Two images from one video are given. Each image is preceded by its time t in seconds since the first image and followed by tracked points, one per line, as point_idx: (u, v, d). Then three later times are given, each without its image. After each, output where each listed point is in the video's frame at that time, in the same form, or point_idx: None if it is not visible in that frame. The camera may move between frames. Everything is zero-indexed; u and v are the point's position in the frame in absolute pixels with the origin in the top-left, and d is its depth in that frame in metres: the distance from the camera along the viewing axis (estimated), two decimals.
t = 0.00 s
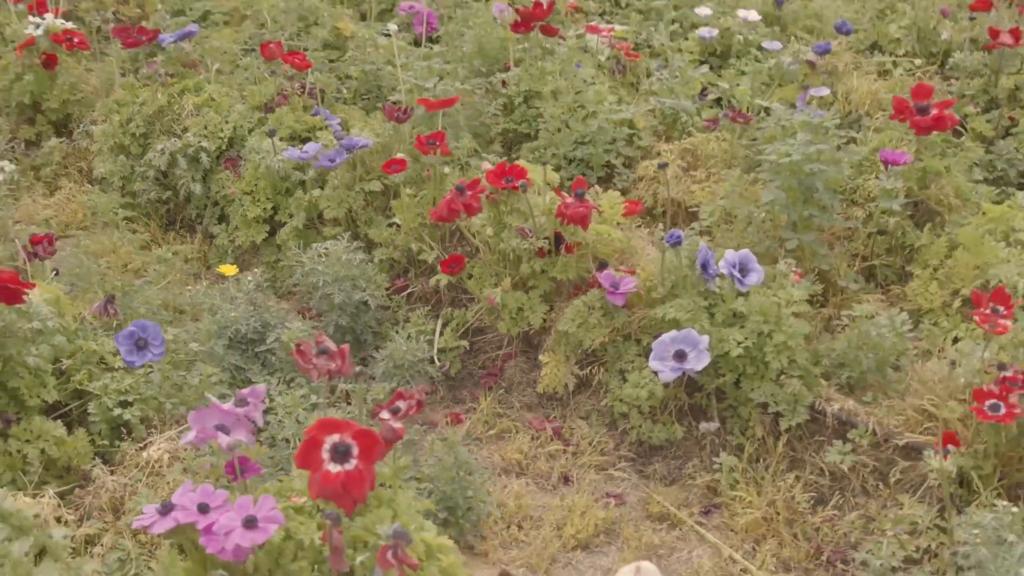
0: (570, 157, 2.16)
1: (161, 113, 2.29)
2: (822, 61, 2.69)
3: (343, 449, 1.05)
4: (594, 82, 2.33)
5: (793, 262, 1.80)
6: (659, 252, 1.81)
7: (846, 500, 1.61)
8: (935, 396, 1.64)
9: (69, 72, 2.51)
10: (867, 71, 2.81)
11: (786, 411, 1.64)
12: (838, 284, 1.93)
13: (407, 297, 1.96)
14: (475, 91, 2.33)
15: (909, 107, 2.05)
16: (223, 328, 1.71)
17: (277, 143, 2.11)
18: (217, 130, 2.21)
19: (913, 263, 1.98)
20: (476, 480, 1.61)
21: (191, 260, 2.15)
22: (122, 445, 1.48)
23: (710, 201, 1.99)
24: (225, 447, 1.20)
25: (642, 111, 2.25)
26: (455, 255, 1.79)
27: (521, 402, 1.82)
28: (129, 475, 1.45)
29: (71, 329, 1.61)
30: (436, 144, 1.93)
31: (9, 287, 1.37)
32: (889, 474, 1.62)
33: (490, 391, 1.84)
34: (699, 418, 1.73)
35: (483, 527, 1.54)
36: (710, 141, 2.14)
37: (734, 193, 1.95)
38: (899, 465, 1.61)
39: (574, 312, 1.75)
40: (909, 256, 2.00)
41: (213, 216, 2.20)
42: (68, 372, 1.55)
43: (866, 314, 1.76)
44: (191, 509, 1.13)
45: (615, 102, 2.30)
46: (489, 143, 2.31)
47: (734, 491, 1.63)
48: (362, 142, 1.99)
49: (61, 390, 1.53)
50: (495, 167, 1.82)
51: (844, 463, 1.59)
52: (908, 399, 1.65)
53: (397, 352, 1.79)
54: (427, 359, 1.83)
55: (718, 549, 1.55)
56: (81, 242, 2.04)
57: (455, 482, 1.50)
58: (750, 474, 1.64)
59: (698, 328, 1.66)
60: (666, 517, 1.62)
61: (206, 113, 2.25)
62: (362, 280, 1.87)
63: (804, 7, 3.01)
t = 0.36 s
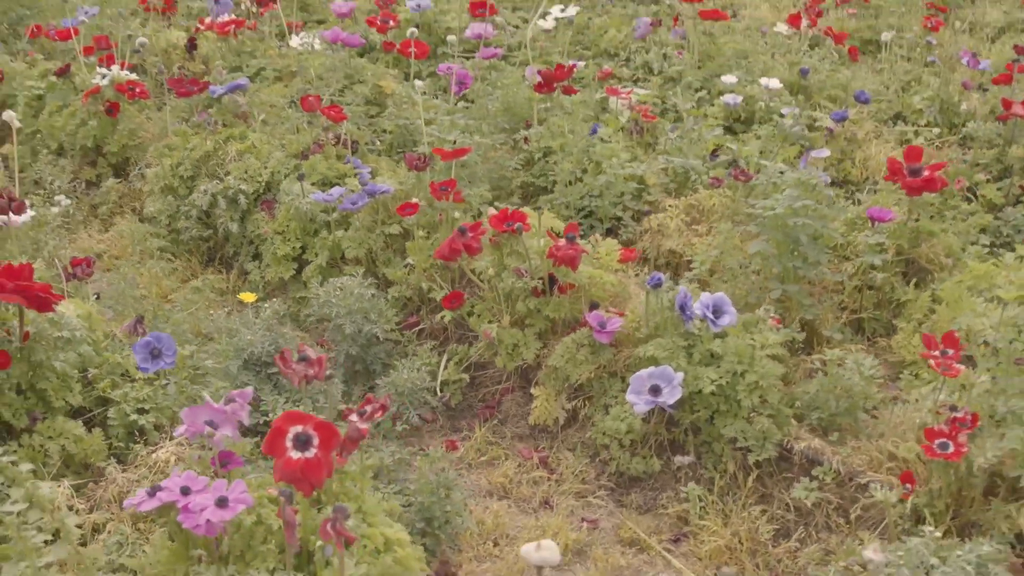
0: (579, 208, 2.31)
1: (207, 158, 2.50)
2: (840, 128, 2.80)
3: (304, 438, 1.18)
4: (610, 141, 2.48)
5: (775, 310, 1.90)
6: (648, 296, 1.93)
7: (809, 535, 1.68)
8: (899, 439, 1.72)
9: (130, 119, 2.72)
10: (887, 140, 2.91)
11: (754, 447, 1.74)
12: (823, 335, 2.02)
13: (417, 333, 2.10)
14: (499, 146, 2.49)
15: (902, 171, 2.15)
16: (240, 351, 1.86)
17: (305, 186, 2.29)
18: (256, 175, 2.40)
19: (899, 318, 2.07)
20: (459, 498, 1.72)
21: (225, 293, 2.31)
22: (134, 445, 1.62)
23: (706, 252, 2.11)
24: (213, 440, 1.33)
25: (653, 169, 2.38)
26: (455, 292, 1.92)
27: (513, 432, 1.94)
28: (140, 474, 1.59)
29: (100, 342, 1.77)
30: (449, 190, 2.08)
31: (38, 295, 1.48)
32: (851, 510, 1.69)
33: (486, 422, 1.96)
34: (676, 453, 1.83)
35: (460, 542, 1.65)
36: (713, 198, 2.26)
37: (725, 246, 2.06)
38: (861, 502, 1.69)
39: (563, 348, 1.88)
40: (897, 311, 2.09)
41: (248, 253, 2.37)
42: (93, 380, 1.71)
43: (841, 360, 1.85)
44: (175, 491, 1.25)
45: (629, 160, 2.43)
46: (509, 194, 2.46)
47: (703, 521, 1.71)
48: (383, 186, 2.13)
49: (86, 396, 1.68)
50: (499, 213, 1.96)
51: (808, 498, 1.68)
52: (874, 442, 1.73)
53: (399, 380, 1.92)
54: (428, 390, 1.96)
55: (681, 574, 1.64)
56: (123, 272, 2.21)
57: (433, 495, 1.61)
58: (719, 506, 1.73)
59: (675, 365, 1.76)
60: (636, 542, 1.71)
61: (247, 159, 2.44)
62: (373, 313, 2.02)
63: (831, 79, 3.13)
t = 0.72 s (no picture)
0: (586, 288, 2.44)
1: (242, 236, 2.68)
2: (847, 218, 2.91)
3: (286, 479, 1.31)
4: (619, 226, 2.61)
5: (758, 385, 2.01)
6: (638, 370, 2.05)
7: None
8: (868, 509, 1.80)
9: (175, 199, 2.93)
10: (896, 230, 3.01)
11: (729, 514, 1.83)
12: (810, 412, 2.12)
13: (425, 402, 2.23)
14: (514, 229, 2.64)
15: (891, 257, 2.26)
16: (255, 411, 2.01)
17: (329, 263, 2.45)
18: (286, 251, 2.57)
19: (885, 397, 2.16)
20: (448, 553, 1.83)
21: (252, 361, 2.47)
22: (148, 493, 1.76)
23: (699, 330, 2.22)
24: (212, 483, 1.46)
25: (658, 252, 2.51)
26: (457, 363, 2.06)
27: (508, 496, 2.05)
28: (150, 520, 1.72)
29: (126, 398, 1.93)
30: (458, 267, 2.22)
31: (70, 352, 1.62)
32: None
33: (484, 486, 2.07)
34: (659, 518, 1.93)
35: None
36: (712, 280, 2.38)
37: (718, 325, 2.18)
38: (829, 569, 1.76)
39: (555, 417, 1.99)
40: (883, 391, 2.18)
41: (276, 324, 2.51)
42: (117, 433, 1.86)
43: (819, 433, 1.94)
44: (172, 526, 1.39)
45: (635, 243, 2.56)
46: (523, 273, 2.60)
47: None
48: (401, 265, 2.28)
49: (109, 446, 1.83)
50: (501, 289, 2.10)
51: (777, 563, 1.76)
52: (844, 511, 1.82)
53: (402, 443, 2.05)
54: (430, 454, 2.08)
55: None
56: (157, 338, 2.37)
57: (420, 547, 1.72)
58: (695, 569, 1.82)
59: (656, 434, 1.87)
60: None
61: (279, 237, 2.62)
62: (382, 381, 2.16)
63: (844, 171, 3.25)
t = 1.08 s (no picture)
0: (585, 356, 2.55)
1: (263, 302, 2.84)
2: (851, 295, 2.99)
3: (262, 513, 1.42)
4: (623, 299, 2.72)
5: (739, 448, 2.09)
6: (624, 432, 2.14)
7: None
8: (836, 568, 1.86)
9: (206, 266, 3.09)
10: (903, 308, 3.08)
11: (703, 569, 1.90)
12: (793, 477, 2.19)
13: (425, 461, 2.34)
14: (522, 299, 2.75)
15: (878, 329, 2.34)
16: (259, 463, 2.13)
17: (342, 328, 2.58)
18: (302, 317, 2.71)
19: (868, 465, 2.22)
20: None
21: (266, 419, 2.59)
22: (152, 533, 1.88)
23: (689, 397, 2.31)
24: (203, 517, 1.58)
25: (658, 323, 2.61)
26: (451, 422, 2.16)
27: (498, 551, 2.14)
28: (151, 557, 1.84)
29: (138, 446, 2.06)
30: (459, 333, 2.34)
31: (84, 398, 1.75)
32: None
33: (476, 542, 2.16)
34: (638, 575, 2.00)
35: None
36: (705, 350, 2.48)
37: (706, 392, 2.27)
38: None
39: (542, 475, 2.09)
40: (867, 459, 2.25)
41: (290, 385, 2.64)
42: (127, 478, 1.99)
43: (795, 496, 2.01)
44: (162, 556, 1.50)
45: (637, 314, 2.67)
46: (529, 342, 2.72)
47: None
48: (409, 332, 2.39)
49: (119, 490, 1.96)
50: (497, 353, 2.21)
51: None
52: (814, 570, 1.88)
53: (398, 497, 2.15)
54: (425, 509, 2.18)
55: None
56: (178, 395, 2.51)
57: None
58: None
59: (635, 491, 1.96)
60: None
61: (298, 304, 2.76)
62: (383, 438, 2.27)
63: (853, 251, 3.34)
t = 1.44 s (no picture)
0: (598, 406, 2.65)
1: (297, 352, 3.00)
2: (865, 353, 3.07)
3: (266, 534, 1.55)
4: (638, 353, 2.83)
5: (736, 494, 2.18)
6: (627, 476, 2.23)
7: None
8: None
9: (245, 317, 3.26)
10: (920, 367, 3.14)
11: None
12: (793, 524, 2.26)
13: (440, 503, 2.45)
14: (541, 351, 2.87)
15: (879, 382, 2.42)
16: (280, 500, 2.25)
17: (368, 376, 2.72)
18: (332, 366, 2.86)
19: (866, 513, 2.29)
20: None
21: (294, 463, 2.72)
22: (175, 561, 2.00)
23: (694, 446, 2.40)
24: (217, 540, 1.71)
25: (670, 376, 2.71)
26: (462, 464, 2.27)
27: None
28: None
29: (169, 480, 2.20)
30: (474, 381, 2.46)
31: (116, 430, 1.90)
32: None
33: None
34: None
35: None
36: (713, 402, 2.57)
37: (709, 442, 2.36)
38: None
39: (547, 516, 2.18)
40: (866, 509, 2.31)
41: (318, 430, 2.77)
42: (156, 510, 2.12)
43: (789, 539, 2.09)
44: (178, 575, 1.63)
45: (651, 367, 2.77)
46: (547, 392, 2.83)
47: None
48: (429, 379, 2.52)
49: (147, 521, 2.09)
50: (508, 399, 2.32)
51: None
52: None
53: (411, 536, 2.26)
54: (436, 547, 2.28)
55: None
56: (211, 437, 2.65)
57: None
58: None
59: (632, 532, 2.04)
60: None
61: (328, 353, 2.90)
62: (400, 480, 2.39)
63: (872, 311, 3.41)
